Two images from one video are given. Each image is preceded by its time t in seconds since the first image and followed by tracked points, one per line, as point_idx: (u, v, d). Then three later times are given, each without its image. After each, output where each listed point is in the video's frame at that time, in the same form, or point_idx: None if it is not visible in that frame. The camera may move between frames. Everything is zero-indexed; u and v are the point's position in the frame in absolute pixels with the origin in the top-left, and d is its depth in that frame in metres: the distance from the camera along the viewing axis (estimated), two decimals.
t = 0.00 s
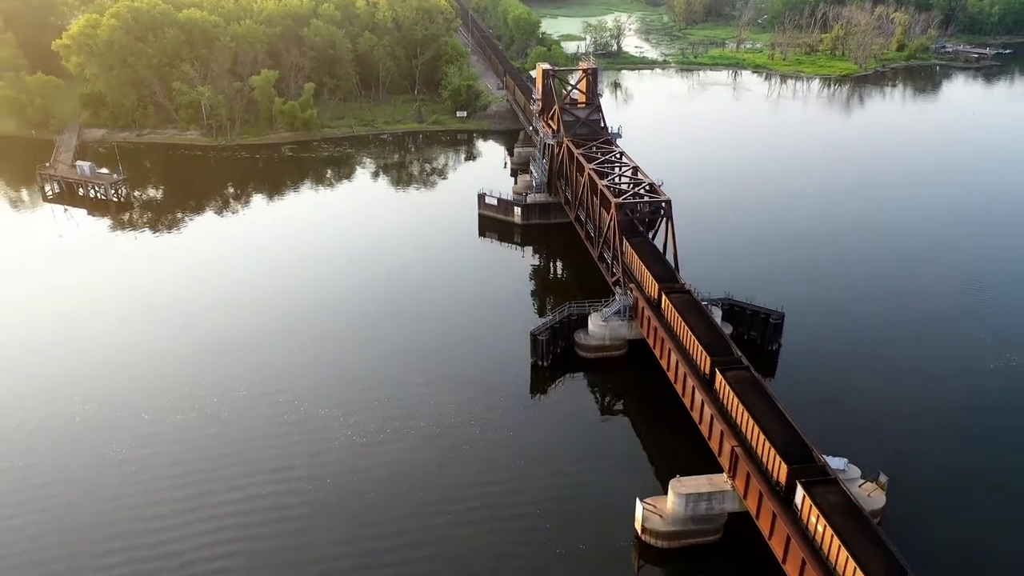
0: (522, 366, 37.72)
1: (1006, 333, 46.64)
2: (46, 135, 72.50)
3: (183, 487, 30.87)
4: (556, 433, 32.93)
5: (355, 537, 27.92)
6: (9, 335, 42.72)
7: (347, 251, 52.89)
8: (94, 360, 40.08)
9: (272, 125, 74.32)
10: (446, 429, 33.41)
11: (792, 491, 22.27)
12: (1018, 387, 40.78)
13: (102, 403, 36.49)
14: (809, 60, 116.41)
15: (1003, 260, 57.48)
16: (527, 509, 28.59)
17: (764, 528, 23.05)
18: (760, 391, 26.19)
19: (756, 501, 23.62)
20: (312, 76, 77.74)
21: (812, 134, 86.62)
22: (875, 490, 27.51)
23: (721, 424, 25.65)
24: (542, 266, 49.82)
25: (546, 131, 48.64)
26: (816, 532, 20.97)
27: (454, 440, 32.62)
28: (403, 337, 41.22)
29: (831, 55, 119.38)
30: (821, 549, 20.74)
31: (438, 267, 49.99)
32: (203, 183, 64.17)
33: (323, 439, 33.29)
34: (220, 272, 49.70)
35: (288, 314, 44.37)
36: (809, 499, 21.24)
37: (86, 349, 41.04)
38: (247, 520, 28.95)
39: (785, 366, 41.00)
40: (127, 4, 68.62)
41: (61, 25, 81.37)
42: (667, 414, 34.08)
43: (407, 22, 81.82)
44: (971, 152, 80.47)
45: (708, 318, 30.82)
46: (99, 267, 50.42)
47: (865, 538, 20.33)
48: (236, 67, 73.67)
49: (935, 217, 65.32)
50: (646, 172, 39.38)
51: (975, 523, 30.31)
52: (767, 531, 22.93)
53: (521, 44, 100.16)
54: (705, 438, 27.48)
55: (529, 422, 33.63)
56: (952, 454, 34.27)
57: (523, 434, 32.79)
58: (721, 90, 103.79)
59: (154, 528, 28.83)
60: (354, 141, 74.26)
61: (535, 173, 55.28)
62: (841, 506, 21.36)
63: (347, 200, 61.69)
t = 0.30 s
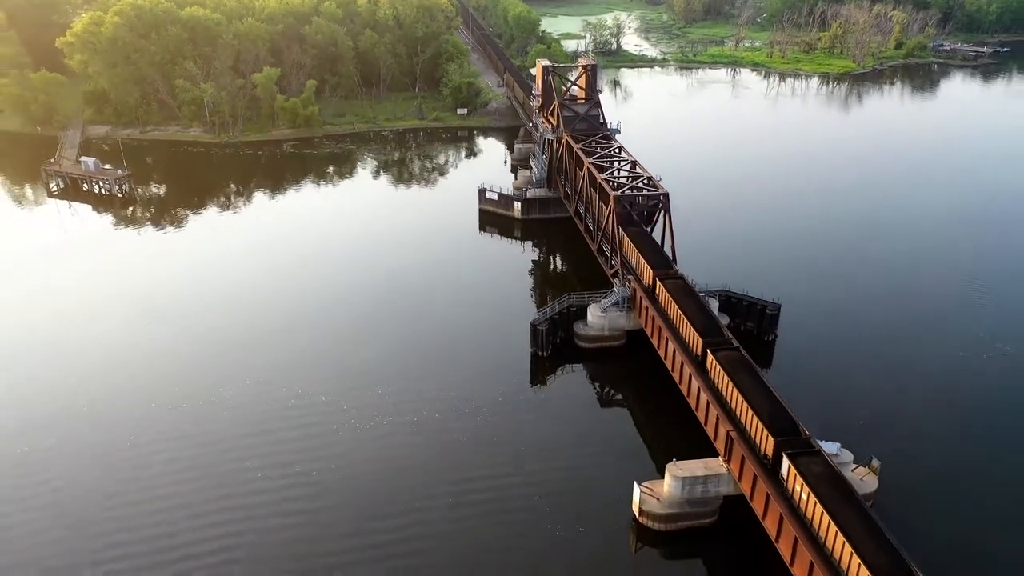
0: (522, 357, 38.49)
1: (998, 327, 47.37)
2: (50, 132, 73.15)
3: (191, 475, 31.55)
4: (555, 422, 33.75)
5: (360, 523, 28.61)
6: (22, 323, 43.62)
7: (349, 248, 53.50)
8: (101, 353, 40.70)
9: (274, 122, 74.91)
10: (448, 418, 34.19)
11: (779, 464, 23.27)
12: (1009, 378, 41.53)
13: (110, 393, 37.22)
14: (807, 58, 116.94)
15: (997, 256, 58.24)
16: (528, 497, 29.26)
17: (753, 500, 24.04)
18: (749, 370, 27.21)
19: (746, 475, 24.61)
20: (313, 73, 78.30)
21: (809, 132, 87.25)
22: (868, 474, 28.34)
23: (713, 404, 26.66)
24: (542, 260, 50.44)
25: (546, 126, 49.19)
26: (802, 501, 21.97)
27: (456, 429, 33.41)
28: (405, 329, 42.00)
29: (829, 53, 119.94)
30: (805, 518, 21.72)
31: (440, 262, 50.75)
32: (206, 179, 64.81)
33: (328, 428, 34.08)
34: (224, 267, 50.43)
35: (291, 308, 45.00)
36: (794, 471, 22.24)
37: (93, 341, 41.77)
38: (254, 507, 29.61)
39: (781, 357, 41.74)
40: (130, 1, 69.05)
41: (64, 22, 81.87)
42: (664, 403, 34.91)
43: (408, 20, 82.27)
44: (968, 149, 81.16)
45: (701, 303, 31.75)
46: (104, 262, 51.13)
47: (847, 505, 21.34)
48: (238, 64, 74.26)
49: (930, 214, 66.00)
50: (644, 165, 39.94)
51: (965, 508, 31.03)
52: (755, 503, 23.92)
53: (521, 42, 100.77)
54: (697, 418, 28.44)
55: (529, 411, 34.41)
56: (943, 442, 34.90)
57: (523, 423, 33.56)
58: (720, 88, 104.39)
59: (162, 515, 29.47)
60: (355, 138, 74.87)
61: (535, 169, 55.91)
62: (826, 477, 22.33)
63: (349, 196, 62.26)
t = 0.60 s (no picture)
0: (523, 347, 39.03)
1: (990, 319, 47.98)
2: (54, 129, 73.84)
3: (195, 461, 32.04)
4: (555, 410, 34.29)
5: (363, 507, 29.11)
6: (28, 315, 44.19)
7: (350, 242, 54.02)
8: (105, 343, 41.20)
9: (277, 119, 75.58)
10: (449, 405, 34.74)
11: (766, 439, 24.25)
12: (1000, 368, 42.12)
13: (115, 382, 37.75)
14: (806, 56, 117.51)
15: (991, 251, 58.85)
16: (528, 482, 29.79)
17: (743, 475, 25.01)
18: (737, 352, 28.27)
19: (735, 451, 25.61)
20: (315, 71, 78.86)
21: (807, 129, 87.81)
22: (859, 459, 29.20)
23: (704, 385, 27.70)
24: (542, 254, 50.90)
25: (545, 123, 49.68)
26: (787, 473, 22.96)
27: (457, 416, 33.94)
28: (407, 320, 42.54)
29: (828, 52, 120.49)
30: (790, 488, 22.71)
31: (440, 256, 51.32)
32: (208, 176, 65.44)
33: (331, 415, 34.62)
34: (227, 261, 51.04)
35: (294, 300, 45.51)
36: (780, 444, 23.25)
37: (99, 331, 42.32)
38: (258, 491, 30.08)
39: (777, 349, 42.32)
40: None
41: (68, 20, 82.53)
42: (662, 392, 35.46)
43: (408, 18, 82.82)
44: (964, 146, 81.70)
45: (694, 289, 32.70)
46: (109, 257, 51.75)
47: (831, 476, 22.30)
48: (240, 62, 74.88)
49: (925, 210, 66.59)
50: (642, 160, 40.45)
51: (955, 492, 31.62)
52: (745, 478, 24.90)
53: (521, 40, 101.49)
54: (691, 399, 29.46)
55: (530, 400, 34.95)
56: (934, 427, 35.48)
57: (524, 411, 34.11)
58: (719, 86, 104.98)
59: (168, 499, 29.96)
60: (356, 135, 75.44)
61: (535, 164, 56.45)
62: (811, 449, 23.31)
63: (350, 192, 62.82)
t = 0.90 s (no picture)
0: (523, 338, 39.76)
1: (983, 311, 48.79)
2: (58, 126, 74.40)
3: (201, 449, 32.49)
4: (555, 398, 35.01)
5: (366, 493, 29.55)
6: (35, 308, 44.87)
7: (352, 238, 54.54)
8: (110, 336, 41.67)
9: (278, 117, 76.18)
10: (451, 393, 35.42)
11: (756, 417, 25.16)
12: (992, 358, 42.96)
13: (122, 371, 38.44)
14: (804, 55, 118.17)
15: (986, 246, 59.42)
16: (529, 470, 30.27)
17: (734, 452, 25.90)
18: (729, 334, 29.27)
19: (727, 429, 26.52)
20: (316, 69, 79.41)
21: (805, 127, 88.46)
22: (854, 446, 31.32)
23: (698, 366, 28.65)
24: (542, 248, 51.44)
25: (545, 119, 50.25)
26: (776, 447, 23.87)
27: (459, 404, 34.61)
28: (408, 312, 43.22)
29: (826, 50, 121.08)
30: (777, 461, 23.66)
31: (442, 252, 52.06)
32: (211, 172, 65.98)
33: (335, 402, 35.29)
34: (231, 256, 51.73)
35: (296, 295, 46.02)
36: (769, 420, 24.19)
37: (105, 323, 42.98)
38: (263, 475, 30.73)
39: (774, 341, 43.18)
40: None
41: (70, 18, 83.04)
42: (659, 384, 36.16)
43: (409, 16, 83.43)
44: (960, 144, 82.42)
45: (690, 277, 33.59)
46: (113, 252, 52.38)
47: (818, 450, 23.19)
48: (242, 59, 75.37)
49: (921, 206, 67.32)
50: (640, 154, 41.03)
51: (948, 481, 32.11)
52: (736, 455, 25.79)
53: (521, 39, 102.14)
54: (684, 382, 30.35)
55: (530, 388, 35.67)
56: (927, 415, 36.23)
57: (524, 399, 34.81)
58: (717, 84, 105.53)
59: (174, 486, 30.38)
60: (357, 132, 76.00)
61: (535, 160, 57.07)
62: (797, 424, 24.25)
63: (352, 189, 63.42)
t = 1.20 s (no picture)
0: (523, 332, 40.61)
1: (977, 305, 49.56)
2: (61, 124, 74.92)
3: (206, 446, 33.07)
4: (554, 390, 35.89)
5: (369, 490, 30.10)
6: (42, 303, 45.56)
7: (353, 235, 55.08)
8: (115, 332, 42.20)
9: (281, 114, 76.76)
10: (452, 386, 36.29)
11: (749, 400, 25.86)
12: (984, 350, 43.75)
13: (130, 365, 39.24)
14: (803, 53, 118.71)
15: (981, 243, 60.05)
16: (529, 463, 30.88)
17: (725, 431, 26.87)
18: (724, 321, 30.07)
19: (721, 412, 27.23)
20: (318, 67, 79.88)
21: (803, 125, 89.07)
22: (848, 433, 32.18)
23: (693, 352, 29.39)
24: (543, 243, 52.00)
25: (544, 115, 50.78)
26: (769, 429, 24.56)
27: (460, 396, 35.48)
28: (410, 307, 44.02)
29: (824, 49, 121.55)
30: (765, 436, 24.73)
31: (443, 248, 52.83)
32: (213, 170, 66.52)
33: (339, 395, 36.18)
34: (235, 252, 52.41)
35: (298, 292, 46.46)
36: (762, 403, 24.89)
37: (112, 318, 43.75)
38: (269, 466, 31.62)
39: (770, 334, 44.09)
40: None
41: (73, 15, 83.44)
42: (656, 375, 36.99)
43: (410, 15, 83.92)
44: (957, 142, 83.05)
45: (686, 266, 34.37)
46: (119, 248, 53.03)
47: (809, 432, 23.91)
48: (244, 57, 75.74)
49: (917, 204, 68.03)
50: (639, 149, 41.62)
51: (940, 470, 32.67)
52: (728, 435, 26.64)
53: (521, 37, 102.70)
54: (678, 366, 31.33)
55: (530, 381, 36.53)
56: (920, 406, 37.04)
57: (524, 392, 35.69)
58: (716, 82, 106.08)
59: (180, 482, 30.94)
60: (358, 130, 76.57)
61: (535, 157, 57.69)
62: (785, 402, 25.31)
63: (353, 186, 63.98)
